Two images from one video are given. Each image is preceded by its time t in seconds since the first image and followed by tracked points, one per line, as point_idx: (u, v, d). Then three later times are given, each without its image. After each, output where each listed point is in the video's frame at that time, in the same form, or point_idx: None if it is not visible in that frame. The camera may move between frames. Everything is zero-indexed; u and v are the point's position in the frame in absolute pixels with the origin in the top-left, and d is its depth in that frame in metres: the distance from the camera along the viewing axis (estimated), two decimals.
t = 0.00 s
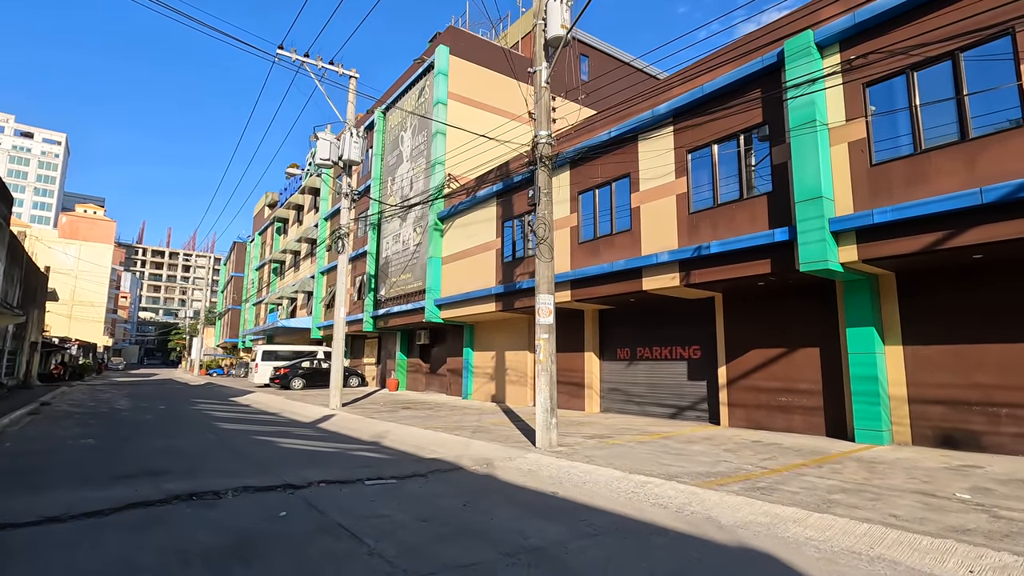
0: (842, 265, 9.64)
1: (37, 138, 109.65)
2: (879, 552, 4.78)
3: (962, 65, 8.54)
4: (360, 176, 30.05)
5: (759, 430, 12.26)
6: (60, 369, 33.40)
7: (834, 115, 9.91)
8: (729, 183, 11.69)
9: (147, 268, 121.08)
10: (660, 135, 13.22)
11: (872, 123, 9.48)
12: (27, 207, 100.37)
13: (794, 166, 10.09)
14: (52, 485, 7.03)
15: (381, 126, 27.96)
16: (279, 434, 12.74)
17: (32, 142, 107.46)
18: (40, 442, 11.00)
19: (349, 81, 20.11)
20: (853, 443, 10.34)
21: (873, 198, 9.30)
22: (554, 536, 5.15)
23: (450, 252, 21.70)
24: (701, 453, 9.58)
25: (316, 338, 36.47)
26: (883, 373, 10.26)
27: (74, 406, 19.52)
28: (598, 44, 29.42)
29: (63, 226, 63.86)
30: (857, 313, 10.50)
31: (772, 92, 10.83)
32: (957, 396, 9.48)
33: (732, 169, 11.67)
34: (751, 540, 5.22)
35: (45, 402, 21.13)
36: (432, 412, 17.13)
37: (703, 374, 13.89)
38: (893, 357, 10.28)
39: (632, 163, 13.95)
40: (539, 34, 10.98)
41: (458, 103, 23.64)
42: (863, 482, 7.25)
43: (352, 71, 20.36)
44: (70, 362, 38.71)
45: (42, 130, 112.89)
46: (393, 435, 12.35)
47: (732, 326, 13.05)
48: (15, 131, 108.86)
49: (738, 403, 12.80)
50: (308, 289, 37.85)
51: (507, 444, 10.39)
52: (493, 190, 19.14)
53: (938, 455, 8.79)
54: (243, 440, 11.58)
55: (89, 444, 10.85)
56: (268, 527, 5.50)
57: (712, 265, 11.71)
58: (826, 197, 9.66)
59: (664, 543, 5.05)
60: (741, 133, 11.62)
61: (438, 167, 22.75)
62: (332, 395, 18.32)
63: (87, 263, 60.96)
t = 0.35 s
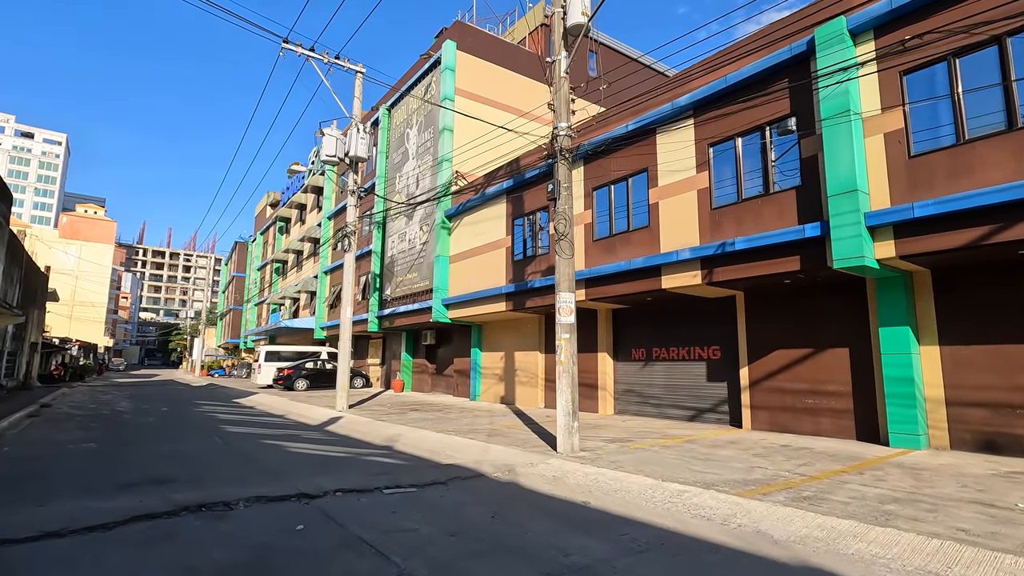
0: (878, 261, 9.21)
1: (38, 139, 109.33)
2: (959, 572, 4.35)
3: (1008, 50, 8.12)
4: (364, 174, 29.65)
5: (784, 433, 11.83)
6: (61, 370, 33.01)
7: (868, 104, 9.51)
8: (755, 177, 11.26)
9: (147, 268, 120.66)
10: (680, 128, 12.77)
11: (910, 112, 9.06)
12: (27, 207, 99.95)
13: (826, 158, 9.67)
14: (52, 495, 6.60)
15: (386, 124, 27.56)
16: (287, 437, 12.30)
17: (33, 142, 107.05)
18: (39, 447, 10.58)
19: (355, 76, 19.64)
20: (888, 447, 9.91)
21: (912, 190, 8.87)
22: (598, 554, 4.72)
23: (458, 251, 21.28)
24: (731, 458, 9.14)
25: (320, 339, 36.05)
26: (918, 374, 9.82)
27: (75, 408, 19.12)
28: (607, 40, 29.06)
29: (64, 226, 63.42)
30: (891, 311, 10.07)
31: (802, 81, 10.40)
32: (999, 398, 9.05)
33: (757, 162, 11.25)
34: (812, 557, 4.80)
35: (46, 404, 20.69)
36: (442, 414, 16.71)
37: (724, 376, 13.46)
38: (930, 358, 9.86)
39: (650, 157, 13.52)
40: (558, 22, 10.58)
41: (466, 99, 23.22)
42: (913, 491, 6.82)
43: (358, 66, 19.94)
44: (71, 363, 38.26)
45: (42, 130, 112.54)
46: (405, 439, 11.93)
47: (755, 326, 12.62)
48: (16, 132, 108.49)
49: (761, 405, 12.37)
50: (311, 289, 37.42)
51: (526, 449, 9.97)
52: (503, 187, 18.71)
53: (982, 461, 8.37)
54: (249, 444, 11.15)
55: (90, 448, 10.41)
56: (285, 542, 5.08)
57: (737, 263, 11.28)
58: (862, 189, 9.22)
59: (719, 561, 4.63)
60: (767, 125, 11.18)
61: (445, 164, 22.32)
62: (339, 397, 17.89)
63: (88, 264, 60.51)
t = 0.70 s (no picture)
0: (921, 259, 8.74)
1: (42, 138, 109.45)
2: None
3: None
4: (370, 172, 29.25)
5: (812, 438, 11.37)
6: (65, 369, 32.73)
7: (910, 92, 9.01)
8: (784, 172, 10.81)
9: (151, 267, 120.65)
10: (703, 122, 12.32)
11: (955, 102, 8.59)
12: (32, 206, 99.95)
13: (864, 151, 9.22)
14: (52, 507, 6.20)
15: (393, 121, 27.16)
16: (296, 441, 11.87)
17: (37, 142, 107.06)
18: (41, 451, 10.21)
19: (363, 70, 19.21)
20: (927, 454, 9.45)
21: (958, 184, 8.40)
22: None
23: (468, 249, 20.86)
24: (764, 466, 8.68)
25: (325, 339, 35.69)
26: (960, 378, 9.36)
27: (78, 408, 18.78)
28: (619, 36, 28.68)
29: (69, 225, 63.19)
30: (930, 312, 9.60)
31: (836, 71, 9.93)
32: None
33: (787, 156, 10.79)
34: None
35: (49, 404, 20.31)
36: (453, 416, 16.31)
37: (747, 378, 13.00)
38: (972, 361, 9.39)
39: (671, 152, 13.05)
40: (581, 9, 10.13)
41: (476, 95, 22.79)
42: (971, 505, 6.37)
43: (367, 60, 19.51)
44: (74, 362, 37.93)
45: (47, 129, 112.60)
46: (418, 443, 11.51)
47: (781, 327, 12.16)
48: (21, 131, 108.54)
49: (788, 409, 11.92)
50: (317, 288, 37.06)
51: (547, 456, 9.53)
52: (515, 184, 18.28)
53: None
54: (258, 448, 10.72)
55: (92, 453, 10.00)
56: (303, 562, 4.65)
57: (765, 261, 10.82)
58: (903, 183, 8.75)
59: None
60: (797, 117, 10.72)
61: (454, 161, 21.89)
62: (347, 398, 17.49)
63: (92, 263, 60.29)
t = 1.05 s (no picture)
0: (972, 251, 8.28)
1: (48, 138, 109.72)
2: None
3: None
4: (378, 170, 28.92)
5: (847, 441, 10.91)
6: (71, 369, 32.44)
7: (959, 76, 8.55)
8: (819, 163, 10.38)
9: (156, 268, 120.70)
10: (732, 111, 11.86)
11: (1009, 86, 8.13)
12: (38, 207, 100.09)
13: (909, 138, 8.76)
14: (59, 513, 5.81)
15: (402, 117, 26.78)
16: (310, 443, 11.46)
17: (43, 142, 107.28)
18: (47, 452, 9.84)
19: (374, 63, 18.82)
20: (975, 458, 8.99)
21: (1012, 173, 7.94)
22: None
23: (480, 246, 20.45)
24: (806, 470, 8.23)
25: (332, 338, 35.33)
26: (1010, 378, 8.90)
27: (84, 408, 18.44)
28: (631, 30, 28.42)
29: (75, 225, 63.05)
30: (976, 308, 9.14)
31: (877, 56, 9.48)
32: None
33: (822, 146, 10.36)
34: None
35: (56, 404, 19.98)
36: (467, 417, 15.90)
37: (775, 378, 12.55)
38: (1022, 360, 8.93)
39: (696, 144, 12.61)
40: None
41: (487, 90, 22.37)
42: None
43: (378, 54, 19.12)
44: (80, 362, 37.65)
45: (53, 130, 112.89)
46: (436, 445, 11.10)
47: (812, 324, 11.72)
48: (27, 131, 108.80)
49: (820, 410, 11.46)
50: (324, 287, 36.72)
51: (574, 459, 9.10)
52: (530, 179, 17.86)
53: None
54: (271, 451, 10.31)
55: (100, 455, 9.61)
56: None
57: (799, 255, 10.37)
58: (953, 172, 8.28)
59: None
60: (834, 105, 10.26)
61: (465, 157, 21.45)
62: (358, 398, 17.09)
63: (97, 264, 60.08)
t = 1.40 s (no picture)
0: None
1: (53, 139, 109.77)
2: None
3: None
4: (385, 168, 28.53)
5: (882, 445, 10.43)
6: (75, 369, 32.08)
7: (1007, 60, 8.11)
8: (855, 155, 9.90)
9: (161, 268, 120.61)
10: (759, 102, 11.38)
11: None
12: (43, 207, 100.12)
13: (956, 125, 8.31)
14: (60, 525, 5.38)
15: (410, 113, 26.37)
16: (321, 446, 11.02)
17: (48, 143, 107.33)
18: (49, 456, 9.45)
19: (384, 57, 18.41)
20: None
21: None
22: None
23: (491, 244, 20.02)
24: (849, 478, 7.76)
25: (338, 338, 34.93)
26: None
27: (88, 409, 18.05)
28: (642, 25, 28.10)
29: (79, 225, 62.79)
30: None
31: (919, 41, 9.01)
32: None
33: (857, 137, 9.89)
34: None
35: (59, 405, 19.60)
36: (480, 419, 15.46)
37: (803, 379, 12.08)
38: None
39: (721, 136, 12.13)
40: None
41: (498, 85, 21.94)
42: None
43: (388, 47, 18.71)
44: (84, 362, 37.30)
45: (58, 130, 112.96)
46: (453, 448, 10.65)
47: (843, 324, 11.24)
48: (32, 132, 108.84)
49: (852, 413, 10.98)
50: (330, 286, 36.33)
51: (600, 464, 8.65)
52: (544, 175, 17.42)
53: None
54: (281, 455, 9.87)
55: (103, 459, 9.18)
56: None
57: (833, 251, 9.89)
58: (1005, 161, 7.82)
59: None
60: (871, 93, 9.78)
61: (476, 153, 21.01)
62: (368, 399, 16.65)
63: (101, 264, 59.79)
